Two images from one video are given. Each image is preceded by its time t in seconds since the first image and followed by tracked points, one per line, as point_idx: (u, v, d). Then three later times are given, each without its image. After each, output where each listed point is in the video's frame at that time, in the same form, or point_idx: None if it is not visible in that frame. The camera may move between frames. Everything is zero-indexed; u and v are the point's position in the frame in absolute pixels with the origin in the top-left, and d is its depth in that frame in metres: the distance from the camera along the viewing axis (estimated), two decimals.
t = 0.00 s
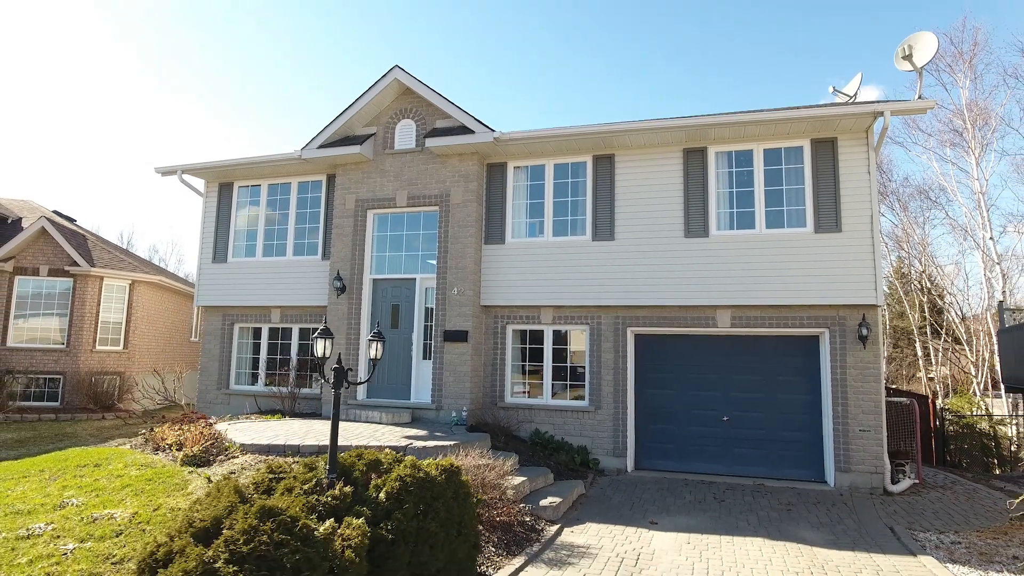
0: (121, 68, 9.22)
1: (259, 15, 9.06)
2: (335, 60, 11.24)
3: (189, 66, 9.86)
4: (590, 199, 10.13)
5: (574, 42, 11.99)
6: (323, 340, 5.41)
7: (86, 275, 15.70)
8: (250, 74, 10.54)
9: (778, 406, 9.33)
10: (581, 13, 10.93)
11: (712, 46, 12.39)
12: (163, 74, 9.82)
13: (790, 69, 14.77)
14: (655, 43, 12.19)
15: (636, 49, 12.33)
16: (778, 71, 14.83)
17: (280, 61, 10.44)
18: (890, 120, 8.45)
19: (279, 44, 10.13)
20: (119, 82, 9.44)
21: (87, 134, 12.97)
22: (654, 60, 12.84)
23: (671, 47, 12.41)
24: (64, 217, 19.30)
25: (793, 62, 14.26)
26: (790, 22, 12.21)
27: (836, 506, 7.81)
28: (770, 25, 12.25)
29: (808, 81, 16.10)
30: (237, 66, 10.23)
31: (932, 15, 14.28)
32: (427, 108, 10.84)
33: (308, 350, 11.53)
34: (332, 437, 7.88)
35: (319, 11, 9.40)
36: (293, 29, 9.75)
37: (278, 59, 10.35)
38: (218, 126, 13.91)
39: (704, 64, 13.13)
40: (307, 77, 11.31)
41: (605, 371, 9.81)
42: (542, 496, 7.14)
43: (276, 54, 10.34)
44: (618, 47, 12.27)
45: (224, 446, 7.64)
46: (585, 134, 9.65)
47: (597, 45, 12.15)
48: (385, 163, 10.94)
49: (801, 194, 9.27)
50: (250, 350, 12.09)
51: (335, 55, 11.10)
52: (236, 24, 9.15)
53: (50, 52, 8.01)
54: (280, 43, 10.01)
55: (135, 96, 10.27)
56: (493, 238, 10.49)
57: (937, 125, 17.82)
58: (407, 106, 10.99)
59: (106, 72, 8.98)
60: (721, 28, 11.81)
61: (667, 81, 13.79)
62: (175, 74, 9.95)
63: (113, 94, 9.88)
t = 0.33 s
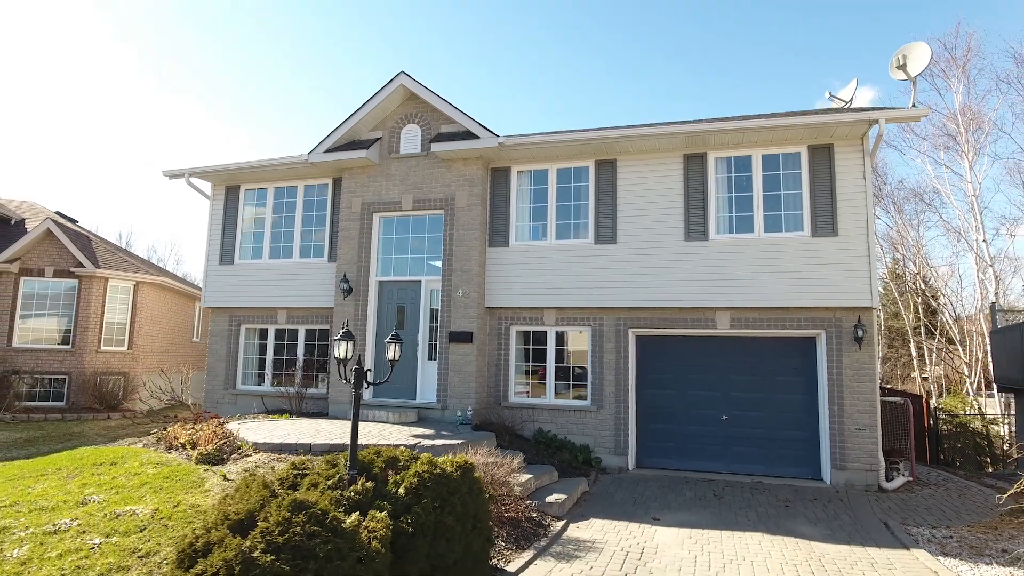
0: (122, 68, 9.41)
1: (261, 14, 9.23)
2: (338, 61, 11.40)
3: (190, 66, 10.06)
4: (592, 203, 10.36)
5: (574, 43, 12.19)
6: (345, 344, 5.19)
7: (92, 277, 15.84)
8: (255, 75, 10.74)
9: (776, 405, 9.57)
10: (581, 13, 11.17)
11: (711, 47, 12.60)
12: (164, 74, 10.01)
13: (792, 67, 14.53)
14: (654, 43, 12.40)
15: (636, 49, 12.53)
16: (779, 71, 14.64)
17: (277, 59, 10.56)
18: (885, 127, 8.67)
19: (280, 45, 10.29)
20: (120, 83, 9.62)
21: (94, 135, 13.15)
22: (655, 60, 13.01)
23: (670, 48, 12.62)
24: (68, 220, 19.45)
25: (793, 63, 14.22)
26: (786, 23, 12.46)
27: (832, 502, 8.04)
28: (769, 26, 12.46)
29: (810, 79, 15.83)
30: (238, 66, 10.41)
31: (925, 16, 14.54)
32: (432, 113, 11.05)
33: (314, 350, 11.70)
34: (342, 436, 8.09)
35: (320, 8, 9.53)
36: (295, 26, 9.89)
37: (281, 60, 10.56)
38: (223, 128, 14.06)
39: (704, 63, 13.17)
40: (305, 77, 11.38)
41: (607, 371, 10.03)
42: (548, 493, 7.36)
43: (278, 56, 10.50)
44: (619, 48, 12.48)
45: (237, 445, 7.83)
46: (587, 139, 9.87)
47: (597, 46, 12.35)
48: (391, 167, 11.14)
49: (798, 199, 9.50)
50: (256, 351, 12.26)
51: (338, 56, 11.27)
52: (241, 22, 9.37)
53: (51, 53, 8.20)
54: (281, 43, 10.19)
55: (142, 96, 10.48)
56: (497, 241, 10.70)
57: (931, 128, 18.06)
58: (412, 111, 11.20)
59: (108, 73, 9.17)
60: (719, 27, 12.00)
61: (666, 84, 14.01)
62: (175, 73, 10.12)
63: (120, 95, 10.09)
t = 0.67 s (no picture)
0: (124, 67, 9.61)
1: (261, 13, 9.42)
2: (343, 62, 11.61)
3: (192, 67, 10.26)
4: (594, 207, 10.59)
5: (575, 45, 12.46)
6: (365, 346, 5.31)
7: (97, 278, 15.98)
8: (260, 76, 10.98)
9: (774, 405, 9.82)
10: (581, 13, 11.40)
11: (709, 48, 12.85)
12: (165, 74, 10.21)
13: (792, 68, 14.63)
14: (653, 43, 12.64)
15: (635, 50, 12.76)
16: (779, 70, 14.76)
17: (280, 59, 10.75)
18: (879, 135, 8.91)
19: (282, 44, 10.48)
20: (123, 82, 9.84)
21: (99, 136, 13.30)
22: (655, 62, 13.23)
23: (668, 49, 12.87)
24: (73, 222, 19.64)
25: (793, 64, 14.42)
26: (782, 24, 12.72)
27: (828, 499, 8.30)
28: (768, 26, 12.70)
29: (809, 81, 15.98)
30: (239, 65, 10.60)
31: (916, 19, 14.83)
32: (437, 118, 11.27)
33: (320, 351, 11.90)
34: (351, 435, 8.30)
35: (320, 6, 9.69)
36: (297, 26, 10.07)
37: (284, 59, 10.78)
38: (228, 131, 14.25)
39: (704, 64, 13.38)
40: (308, 78, 11.59)
41: (608, 371, 10.26)
42: (554, 490, 7.59)
43: (279, 55, 10.68)
44: (619, 49, 12.72)
45: (250, 444, 8.02)
46: (589, 145, 10.10)
47: (597, 46, 12.58)
48: (396, 171, 11.35)
49: (795, 204, 9.75)
50: (262, 352, 12.45)
51: (343, 57, 11.48)
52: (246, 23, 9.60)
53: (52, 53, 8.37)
54: (284, 42, 10.41)
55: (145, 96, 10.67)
56: (501, 245, 10.92)
57: (925, 132, 18.34)
58: (417, 117, 11.41)
59: (111, 71, 9.38)
60: (716, 28, 12.25)
61: (665, 87, 14.28)
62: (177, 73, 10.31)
63: (123, 96, 10.27)
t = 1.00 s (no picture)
0: (132, 68, 9.79)
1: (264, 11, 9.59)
2: (347, 63, 11.80)
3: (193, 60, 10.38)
4: (595, 211, 10.84)
5: (576, 48, 12.73)
6: (383, 347, 5.53)
7: (102, 279, 16.15)
8: (267, 80, 11.19)
9: (770, 404, 10.08)
10: (582, 15, 11.67)
11: (706, 50, 13.09)
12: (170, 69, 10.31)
13: (789, 70, 14.89)
14: (651, 45, 12.88)
15: (634, 52, 12.97)
16: (777, 74, 15.03)
17: (288, 52, 10.92)
18: (873, 142, 9.17)
19: (290, 39, 10.61)
20: (133, 84, 10.02)
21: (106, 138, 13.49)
22: (656, 65, 13.47)
23: (667, 52, 13.11)
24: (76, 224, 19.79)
25: (789, 67, 14.71)
26: (777, 27, 12.98)
27: (823, 495, 8.57)
28: (765, 29, 12.95)
29: (804, 84, 16.28)
30: (242, 64, 10.77)
31: (908, 22, 15.10)
32: (442, 124, 11.50)
33: (326, 352, 12.10)
34: (361, 434, 8.53)
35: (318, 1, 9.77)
36: (301, 21, 10.22)
37: (290, 60, 11.01)
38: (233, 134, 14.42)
39: (703, 67, 13.65)
40: (308, 75, 11.69)
41: (609, 372, 10.51)
42: (559, 487, 7.83)
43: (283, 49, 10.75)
44: (618, 51, 12.96)
45: (262, 442, 8.23)
46: (591, 151, 10.35)
47: (596, 47, 12.79)
48: (401, 175, 11.57)
49: (792, 209, 10.01)
50: (268, 353, 12.64)
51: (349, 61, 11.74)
52: (255, 21, 9.86)
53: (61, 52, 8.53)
54: (289, 42, 10.65)
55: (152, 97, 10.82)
56: (504, 248, 11.16)
57: (918, 136, 18.67)
58: (422, 122, 11.64)
59: (120, 72, 9.56)
60: (713, 30, 12.48)
61: (664, 91, 14.55)
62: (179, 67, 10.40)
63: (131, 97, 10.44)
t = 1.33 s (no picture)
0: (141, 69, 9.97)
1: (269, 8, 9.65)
2: (353, 68, 12.01)
3: (207, 61, 10.49)
4: (597, 216, 11.09)
5: (577, 52, 13.00)
6: (401, 349, 5.78)
7: (107, 281, 16.33)
8: (274, 83, 11.38)
9: (767, 404, 10.35)
10: (584, 20, 11.94)
11: (704, 55, 13.36)
12: (184, 69, 10.41)
13: (786, 75, 15.21)
14: (650, 50, 13.16)
15: (633, 57, 13.24)
16: (775, 79, 15.33)
17: (297, 57, 11.09)
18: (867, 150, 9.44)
19: (299, 41, 10.77)
20: (141, 84, 10.22)
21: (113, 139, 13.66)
22: (656, 69, 13.73)
23: (666, 57, 13.37)
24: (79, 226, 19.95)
25: (786, 72, 15.04)
26: (773, 31, 13.27)
27: (818, 492, 8.84)
28: (762, 34, 13.27)
29: (800, 88, 16.58)
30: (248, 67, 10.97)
31: (901, 27, 15.41)
32: (446, 129, 11.74)
33: (332, 353, 12.31)
34: (370, 433, 8.76)
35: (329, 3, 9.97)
36: (305, 21, 10.40)
37: (296, 64, 11.21)
38: (238, 137, 14.64)
39: (702, 72, 13.94)
40: (317, 78, 11.87)
41: (611, 372, 10.77)
42: (564, 484, 8.07)
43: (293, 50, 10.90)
44: (618, 56, 13.20)
45: (274, 441, 8.45)
46: (593, 157, 10.60)
47: (597, 53, 13.04)
48: (406, 180, 11.81)
49: (788, 214, 10.28)
50: (274, 354, 12.84)
51: (355, 65, 11.98)
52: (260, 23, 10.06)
53: (66, 43, 8.58)
54: (294, 45, 10.84)
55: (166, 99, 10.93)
56: (508, 251, 11.40)
57: (913, 140, 19.01)
58: (427, 127, 11.88)
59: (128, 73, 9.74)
60: (711, 35, 12.75)
61: (663, 96, 14.81)
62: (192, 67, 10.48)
63: (144, 94, 10.46)
